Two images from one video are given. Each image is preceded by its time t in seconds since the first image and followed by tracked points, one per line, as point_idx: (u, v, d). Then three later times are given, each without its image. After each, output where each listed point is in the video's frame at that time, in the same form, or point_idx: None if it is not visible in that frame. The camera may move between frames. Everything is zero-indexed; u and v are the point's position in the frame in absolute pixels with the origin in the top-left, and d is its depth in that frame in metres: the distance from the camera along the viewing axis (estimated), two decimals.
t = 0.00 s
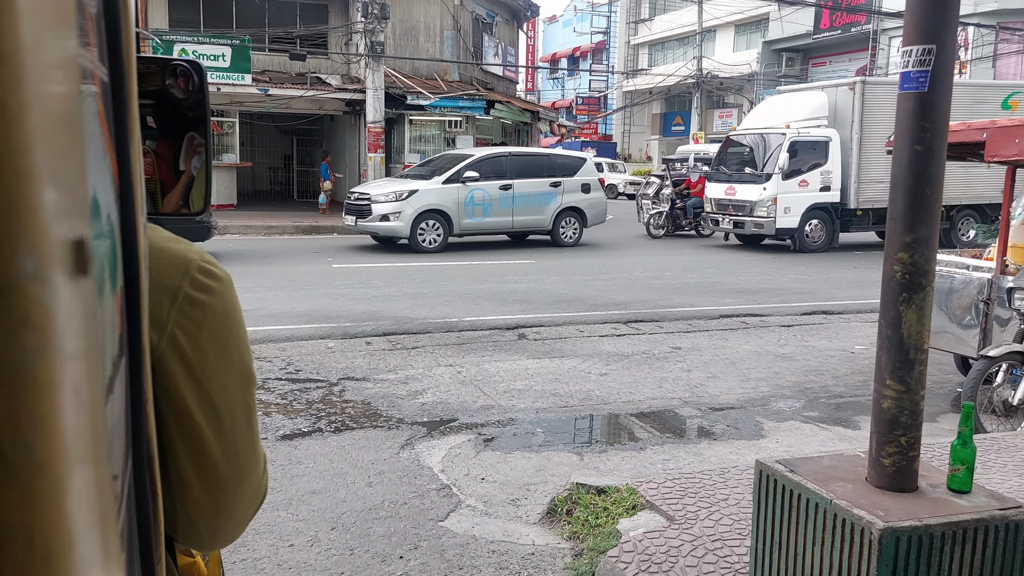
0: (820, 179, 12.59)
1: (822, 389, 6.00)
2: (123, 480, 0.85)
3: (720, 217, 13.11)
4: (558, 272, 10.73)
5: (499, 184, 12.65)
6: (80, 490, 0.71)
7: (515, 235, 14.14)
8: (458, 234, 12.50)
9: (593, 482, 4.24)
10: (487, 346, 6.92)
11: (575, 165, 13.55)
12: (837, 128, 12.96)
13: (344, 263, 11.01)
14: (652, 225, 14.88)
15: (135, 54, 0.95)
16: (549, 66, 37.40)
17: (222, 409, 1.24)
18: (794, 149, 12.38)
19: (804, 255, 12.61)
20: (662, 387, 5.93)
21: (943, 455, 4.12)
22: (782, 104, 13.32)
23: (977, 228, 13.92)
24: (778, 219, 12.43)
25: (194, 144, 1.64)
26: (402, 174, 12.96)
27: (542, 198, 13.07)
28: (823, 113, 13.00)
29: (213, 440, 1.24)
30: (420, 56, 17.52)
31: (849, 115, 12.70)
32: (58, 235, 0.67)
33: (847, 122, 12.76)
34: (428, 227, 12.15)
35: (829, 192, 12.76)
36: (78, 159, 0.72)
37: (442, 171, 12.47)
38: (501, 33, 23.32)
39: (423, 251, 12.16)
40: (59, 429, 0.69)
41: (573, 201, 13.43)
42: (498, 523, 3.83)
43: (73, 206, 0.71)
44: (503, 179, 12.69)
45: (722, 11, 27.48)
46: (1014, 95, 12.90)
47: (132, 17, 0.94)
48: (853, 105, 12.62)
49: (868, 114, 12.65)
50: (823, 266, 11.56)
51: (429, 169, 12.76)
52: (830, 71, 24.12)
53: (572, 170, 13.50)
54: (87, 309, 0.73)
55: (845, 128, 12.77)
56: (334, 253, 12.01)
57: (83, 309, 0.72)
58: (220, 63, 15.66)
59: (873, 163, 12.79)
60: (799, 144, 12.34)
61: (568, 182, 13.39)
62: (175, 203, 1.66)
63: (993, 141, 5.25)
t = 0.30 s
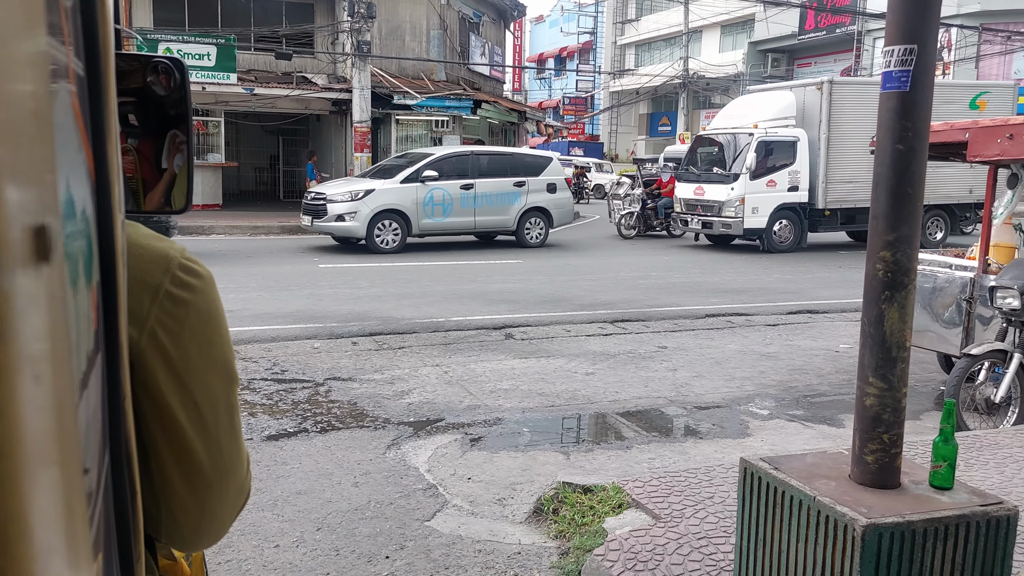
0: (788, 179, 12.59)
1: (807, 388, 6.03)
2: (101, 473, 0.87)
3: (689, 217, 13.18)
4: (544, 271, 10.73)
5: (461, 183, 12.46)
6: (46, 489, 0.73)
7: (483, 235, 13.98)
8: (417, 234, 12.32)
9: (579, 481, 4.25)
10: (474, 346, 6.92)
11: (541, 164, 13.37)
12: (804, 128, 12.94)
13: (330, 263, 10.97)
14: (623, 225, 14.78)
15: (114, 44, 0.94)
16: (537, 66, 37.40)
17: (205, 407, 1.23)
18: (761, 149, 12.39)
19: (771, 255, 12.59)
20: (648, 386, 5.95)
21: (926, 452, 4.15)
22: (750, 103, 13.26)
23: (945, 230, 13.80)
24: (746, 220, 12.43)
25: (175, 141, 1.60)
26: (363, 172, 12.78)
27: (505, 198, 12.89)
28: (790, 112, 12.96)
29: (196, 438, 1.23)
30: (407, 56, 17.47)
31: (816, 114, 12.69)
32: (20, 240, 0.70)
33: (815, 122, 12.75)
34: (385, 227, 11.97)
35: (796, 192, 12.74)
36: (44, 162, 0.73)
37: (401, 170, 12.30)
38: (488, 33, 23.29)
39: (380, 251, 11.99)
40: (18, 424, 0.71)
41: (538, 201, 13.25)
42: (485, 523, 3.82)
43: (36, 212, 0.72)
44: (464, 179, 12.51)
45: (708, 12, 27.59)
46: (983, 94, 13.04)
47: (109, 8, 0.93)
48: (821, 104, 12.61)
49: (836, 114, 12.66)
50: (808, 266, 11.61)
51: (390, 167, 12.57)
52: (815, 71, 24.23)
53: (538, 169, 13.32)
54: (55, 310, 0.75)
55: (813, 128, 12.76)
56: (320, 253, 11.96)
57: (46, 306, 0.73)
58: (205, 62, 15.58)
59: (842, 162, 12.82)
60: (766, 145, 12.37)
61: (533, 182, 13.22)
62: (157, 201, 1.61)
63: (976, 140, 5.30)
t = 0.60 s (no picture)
0: (751, 180, 12.64)
1: (788, 388, 6.07)
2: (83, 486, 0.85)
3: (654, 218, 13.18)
4: (527, 272, 10.73)
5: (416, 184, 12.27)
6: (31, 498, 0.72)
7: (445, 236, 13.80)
8: (370, 236, 12.12)
9: (564, 483, 4.23)
10: (457, 347, 6.90)
11: (501, 165, 13.20)
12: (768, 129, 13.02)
13: (312, 265, 10.91)
14: (589, 227, 14.79)
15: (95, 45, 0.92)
16: (519, 67, 37.39)
17: (188, 412, 1.21)
18: (723, 151, 12.39)
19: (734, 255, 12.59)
20: (631, 387, 5.96)
21: (907, 452, 4.18)
22: (712, 104, 13.26)
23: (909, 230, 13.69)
24: (709, 221, 12.44)
25: (156, 143, 1.58)
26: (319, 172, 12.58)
27: (462, 199, 12.70)
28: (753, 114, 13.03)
29: (179, 445, 1.21)
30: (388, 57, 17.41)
31: (779, 116, 12.76)
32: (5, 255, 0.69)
33: (778, 124, 12.83)
34: (337, 228, 11.74)
35: (760, 193, 12.79)
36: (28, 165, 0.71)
37: (354, 170, 12.09)
38: (470, 34, 23.26)
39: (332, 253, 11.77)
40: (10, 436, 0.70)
41: (497, 202, 13.07)
42: (470, 525, 3.81)
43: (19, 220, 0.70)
44: (420, 179, 12.31)
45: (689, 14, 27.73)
46: (943, 96, 13.40)
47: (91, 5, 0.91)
48: (784, 107, 12.69)
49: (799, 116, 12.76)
50: (789, 267, 11.70)
51: (345, 166, 12.35)
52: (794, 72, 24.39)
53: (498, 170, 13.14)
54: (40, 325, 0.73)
55: (776, 129, 12.85)
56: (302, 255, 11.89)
57: (32, 316, 0.72)
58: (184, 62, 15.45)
59: (804, 164, 12.92)
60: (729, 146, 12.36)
61: (492, 182, 13.04)
62: (136, 204, 1.60)
63: (955, 142, 5.36)
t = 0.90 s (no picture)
0: (716, 182, 12.60)
1: (772, 390, 6.11)
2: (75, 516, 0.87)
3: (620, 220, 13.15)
4: (512, 275, 10.73)
5: (374, 185, 12.03)
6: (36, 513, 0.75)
7: (407, 239, 13.54)
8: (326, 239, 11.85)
9: (549, 487, 4.24)
10: (442, 350, 6.89)
11: (462, 166, 12.97)
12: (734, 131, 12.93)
13: (296, 267, 10.86)
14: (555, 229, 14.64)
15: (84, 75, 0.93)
16: (504, 68, 37.42)
17: (175, 435, 1.22)
18: (688, 152, 12.37)
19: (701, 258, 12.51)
20: (616, 389, 5.98)
21: (889, 454, 4.22)
22: (679, 106, 13.22)
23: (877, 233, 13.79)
24: (674, 223, 12.40)
25: (141, 155, 1.56)
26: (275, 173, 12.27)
27: (422, 200, 12.47)
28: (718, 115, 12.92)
29: (166, 468, 1.22)
30: (373, 58, 17.37)
31: (744, 118, 12.68)
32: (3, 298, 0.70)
33: (744, 125, 12.74)
34: (290, 231, 11.46)
35: (726, 195, 12.80)
36: (20, 214, 0.73)
37: (308, 172, 11.81)
38: (454, 35, 23.26)
39: (286, 257, 11.49)
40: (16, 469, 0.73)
41: (458, 204, 12.84)
42: (455, 530, 3.81)
43: (15, 267, 0.72)
44: (378, 180, 12.07)
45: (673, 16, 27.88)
46: (910, 98, 13.53)
47: (79, 36, 0.92)
48: (749, 108, 12.60)
49: (765, 117, 12.67)
50: (772, 268, 11.77)
51: (299, 167, 12.04)
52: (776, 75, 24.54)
53: (459, 170, 12.91)
54: (35, 366, 0.75)
55: (741, 131, 12.76)
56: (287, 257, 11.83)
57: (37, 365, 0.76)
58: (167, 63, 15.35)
59: (770, 165, 12.83)
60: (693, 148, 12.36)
61: (453, 184, 12.81)
62: (121, 217, 1.59)
63: (934, 147, 5.42)
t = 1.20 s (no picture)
0: (686, 183, 12.48)
1: (760, 390, 6.12)
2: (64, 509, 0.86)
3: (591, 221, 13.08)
4: (501, 275, 10.72)
5: (337, 186, 11.80)
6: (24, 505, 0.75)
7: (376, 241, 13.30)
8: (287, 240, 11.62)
9: (539, 486, 4.23)
10: (432, 351, 6.88)
11: (429, 166, 12.73)
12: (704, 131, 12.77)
13: (283, 268, 10.82)
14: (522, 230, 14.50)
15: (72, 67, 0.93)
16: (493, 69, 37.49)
17: (163, 430, 1.21)
18: (658, 153, 12.24)
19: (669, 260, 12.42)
20: (606, 389, 5.99)
21: (878, 453, 4.24)
22: (649, 106, 13.09)
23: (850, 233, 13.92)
24: (643, 224, 12.29)
25: (129, 151, 1.53)
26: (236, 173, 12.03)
27: (387, 201, 12.25)
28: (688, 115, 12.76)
29: (153, 464, 1.21)
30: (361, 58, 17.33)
31: (714, 118, 12.50)
32: None
33: (714, 126, 12.57)
34: (250, 232, 11.23)
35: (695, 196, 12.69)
36: (11, 208, 0.73)
37: (269, 171, 11.59)
38: (443, 36, 23.23)
39: (245, 259, 11.27)
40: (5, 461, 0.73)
41: (425, 204, 12.60)
42: (445, 531, 3.80)
43: (6, 256, 0.72)
44: (341, 181, 11.84)
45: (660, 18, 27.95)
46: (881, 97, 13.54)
47: (66, 26, 0.92)
48: (719, 108, 12.42)
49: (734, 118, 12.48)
50: (760, 269, 11.82)
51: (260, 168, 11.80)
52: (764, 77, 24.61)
53: (426, 170, 12.67)
54: (23, 360, 0.75)
55: (711, 132, 12.58)
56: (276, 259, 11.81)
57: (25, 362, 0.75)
58: (154, 63, 15.27)
59: (739, 166, 12.67)
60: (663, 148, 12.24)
61: (420, 184, 12.57)
62: (108, 213, 1.55)
63: (921, 147, 5.44)
